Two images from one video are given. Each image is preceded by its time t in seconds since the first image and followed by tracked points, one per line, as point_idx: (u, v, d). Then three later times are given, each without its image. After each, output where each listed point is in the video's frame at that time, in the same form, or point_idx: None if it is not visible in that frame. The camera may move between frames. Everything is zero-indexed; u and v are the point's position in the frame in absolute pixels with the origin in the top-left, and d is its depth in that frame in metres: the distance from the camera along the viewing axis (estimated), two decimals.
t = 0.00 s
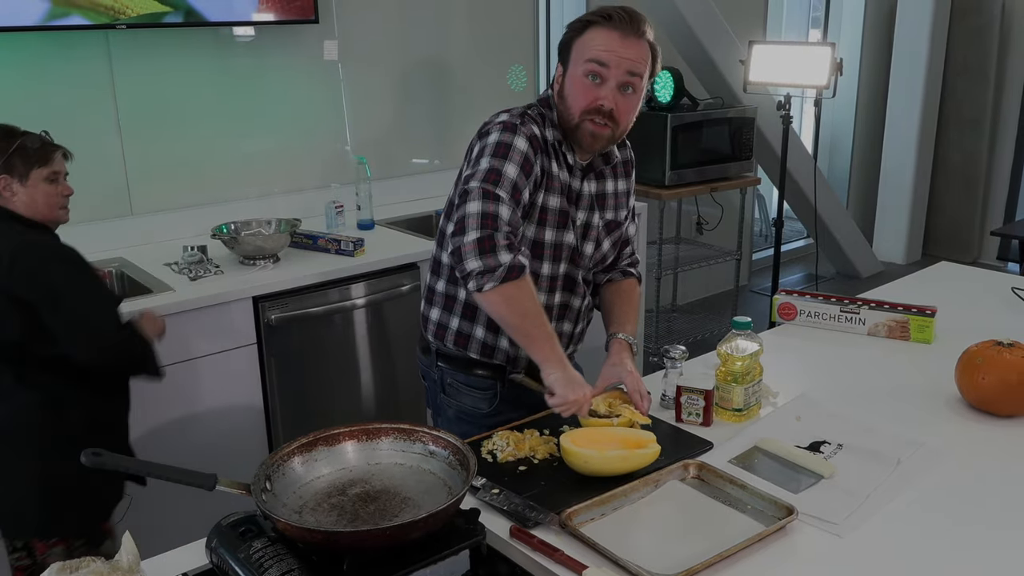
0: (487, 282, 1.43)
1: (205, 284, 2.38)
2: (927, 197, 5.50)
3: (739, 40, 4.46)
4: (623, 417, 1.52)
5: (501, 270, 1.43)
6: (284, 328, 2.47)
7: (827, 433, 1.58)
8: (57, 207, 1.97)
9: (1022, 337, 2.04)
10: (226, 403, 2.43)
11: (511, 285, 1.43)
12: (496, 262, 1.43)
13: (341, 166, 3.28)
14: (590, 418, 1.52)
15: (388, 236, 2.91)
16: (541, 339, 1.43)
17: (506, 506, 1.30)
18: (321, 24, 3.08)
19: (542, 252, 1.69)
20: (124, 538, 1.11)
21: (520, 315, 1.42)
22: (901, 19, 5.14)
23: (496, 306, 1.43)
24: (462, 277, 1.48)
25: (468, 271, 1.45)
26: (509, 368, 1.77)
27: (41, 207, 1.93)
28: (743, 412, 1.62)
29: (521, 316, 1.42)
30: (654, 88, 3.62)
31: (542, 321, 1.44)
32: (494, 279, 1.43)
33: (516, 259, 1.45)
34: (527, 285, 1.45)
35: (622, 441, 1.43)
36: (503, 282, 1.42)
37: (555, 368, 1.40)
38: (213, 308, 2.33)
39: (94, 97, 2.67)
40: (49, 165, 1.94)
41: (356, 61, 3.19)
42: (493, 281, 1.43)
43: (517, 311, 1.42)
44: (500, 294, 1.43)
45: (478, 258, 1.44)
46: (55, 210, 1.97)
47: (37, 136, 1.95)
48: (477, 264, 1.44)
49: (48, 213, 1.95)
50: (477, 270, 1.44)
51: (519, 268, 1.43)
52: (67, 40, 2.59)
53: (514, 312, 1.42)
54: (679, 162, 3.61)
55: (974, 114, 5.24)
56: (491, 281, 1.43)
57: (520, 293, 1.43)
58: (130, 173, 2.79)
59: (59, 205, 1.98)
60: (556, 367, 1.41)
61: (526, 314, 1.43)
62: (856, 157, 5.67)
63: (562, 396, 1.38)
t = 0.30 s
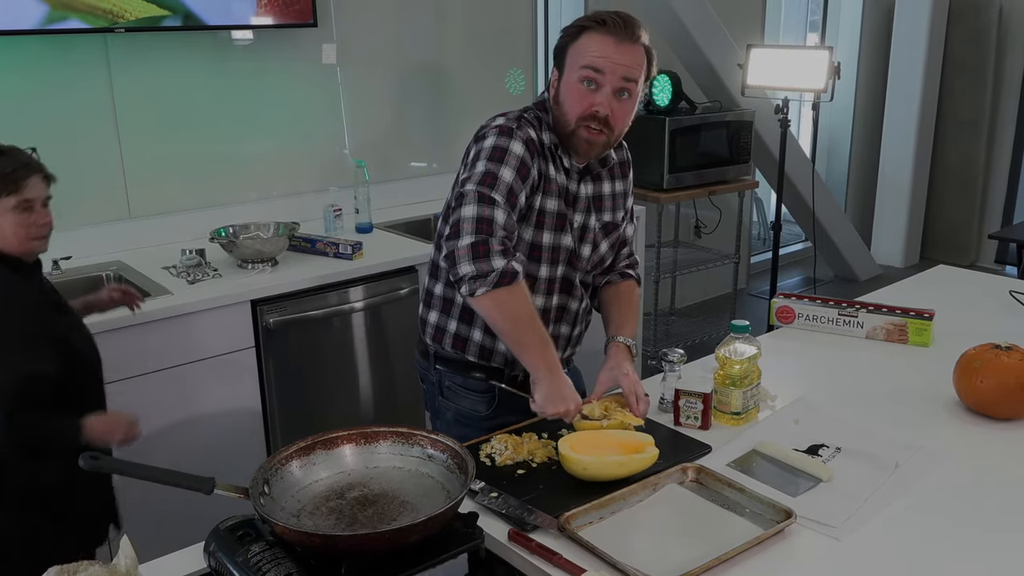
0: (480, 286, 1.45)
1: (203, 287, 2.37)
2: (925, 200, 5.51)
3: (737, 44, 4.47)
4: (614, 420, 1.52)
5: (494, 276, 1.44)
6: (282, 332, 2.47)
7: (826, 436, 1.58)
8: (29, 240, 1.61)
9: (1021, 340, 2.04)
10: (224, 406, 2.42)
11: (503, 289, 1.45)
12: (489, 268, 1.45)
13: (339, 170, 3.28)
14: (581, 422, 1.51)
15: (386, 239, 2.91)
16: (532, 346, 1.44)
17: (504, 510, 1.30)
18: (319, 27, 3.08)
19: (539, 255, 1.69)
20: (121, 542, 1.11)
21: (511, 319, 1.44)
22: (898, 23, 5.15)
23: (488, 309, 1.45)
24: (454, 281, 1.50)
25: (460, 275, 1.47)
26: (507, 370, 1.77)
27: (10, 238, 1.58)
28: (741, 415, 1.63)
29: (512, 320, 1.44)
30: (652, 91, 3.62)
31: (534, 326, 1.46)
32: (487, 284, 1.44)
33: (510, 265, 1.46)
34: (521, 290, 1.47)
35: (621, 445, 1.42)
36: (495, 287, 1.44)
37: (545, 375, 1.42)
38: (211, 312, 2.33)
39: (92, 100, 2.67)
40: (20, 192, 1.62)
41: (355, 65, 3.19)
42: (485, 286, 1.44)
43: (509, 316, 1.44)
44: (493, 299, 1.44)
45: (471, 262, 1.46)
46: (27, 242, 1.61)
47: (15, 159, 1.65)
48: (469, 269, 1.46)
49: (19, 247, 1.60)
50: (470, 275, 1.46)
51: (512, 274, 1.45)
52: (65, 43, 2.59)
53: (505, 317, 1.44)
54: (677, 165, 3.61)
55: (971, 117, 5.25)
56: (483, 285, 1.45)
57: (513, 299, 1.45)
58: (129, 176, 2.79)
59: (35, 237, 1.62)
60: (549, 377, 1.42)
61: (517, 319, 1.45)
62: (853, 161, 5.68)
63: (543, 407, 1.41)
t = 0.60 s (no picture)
0: (481, 284, 1.45)
1: (201, 290, 2.37)
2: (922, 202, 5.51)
3: (734, 45, 4.47)
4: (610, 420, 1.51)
5: (494, 273, 1.44)
6: (280, 333, 2.47)
7: (823, 438, 1.58)
8: None
9: (1018, 341, 2.05)
10: (222, 408, 2.42)
11: (503, 288, 1.45)
12: (490, 265, 1.45)
13: (337, 171, 3.28)
14: (577, 422, 1.50)
15: (384, 241, 2.91)
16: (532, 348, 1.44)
17: (502, 512, 1.30)
18: (316, 29, 3.08)
19: (535, 253, 1.70)
20: (119, 545, 1.11)
21: (511, 319, 1.44)
22: (895, 26, 5.16)
23: (488, 309, 1.44)
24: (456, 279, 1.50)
25: (461, 273, 1.47)
26: (505, 370, 1.76)
27: None
28: (739, 417, 1.63)
29: (511, 321, 1.44)
30: (649, 93, 3.62)
31: (533, 327, 1.45)
32: (488, 282, 1.45)
33: (511, 263, 1.46)
34: (521, 289, 1.47)
35: (619, 446, 1.43)
36: (495, 286, 1.44)
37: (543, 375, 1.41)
38: (209, 314, 2.33)
39: (89, 102, 2.67)
40: None
41: (352, 67, 3.19)
42: (486, 284, 1.45)
43: (510, 316, 1.44)
44: (493, 297, 1.44)
45: (472, 260, 1.46)
46: None
47: None
48: (471, 266, 1.46)
49: None
50: (471, 272, 1.46)
51: (513, 272, 1.45)
52: (62, 45, 2.59)
53: (504, 317, 1.44)
54: (675, 167, 3.62)
55: (968, 120, 5.26)
56: (484, 283, 1.45)
57: (513, 299, 1.45)
58: (126, 178, 2.78)
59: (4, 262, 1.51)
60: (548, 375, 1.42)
61: (517, 319, 1.44)
62: (850, 162, 5.69)
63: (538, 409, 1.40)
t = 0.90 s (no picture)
0: (488, 249, 1.39)
1: (201, 294, 2.37)
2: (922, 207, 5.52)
3: (734, 50, 4.48)
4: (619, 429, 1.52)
5: (499, 235, 1.39)
6: (280, 337, 2.47)
7: (823, 442, 1.58)
8: None
9: (1018, 346, 2.05)
10: (222, 412, 2.42)
11: (510, 250, 1.39)
12: (493, 229, 1.40)
13: (337, 175, 3.28)
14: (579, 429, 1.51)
15: (384, 246, 2.91)
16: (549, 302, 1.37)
17: (502, 517, 1.30)
18: (316, 34, 3.08)
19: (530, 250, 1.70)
20: (119, 549, 1.10)
21: (522, 279, 1.37)
22: (894, 31, 5.17)
23: (499, 273, 1.38)
24: (460, 250, 1.44)
25: (466, 241, 1.42)
26: (503, 372, 1.76)
27: None
28: (739, 421, 1.63)
29: (523, 279, 1.37)
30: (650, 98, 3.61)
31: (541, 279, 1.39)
32: (494, 247, 1.39)
33: (513, 224, 1.41)
34: (529, 251, 1.41)
35: (620, 452, 1.42)
36: (502, 248, 1.38)
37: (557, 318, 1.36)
38: (209, 318, 2.33)
39: (89, 105, 2.67)
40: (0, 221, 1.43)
41: (352, 72, 3.20)
42: (494, 248, 1.38)
43: (519, 275, 1.37)
44: (500, 263, 1.38)
45: (475, 227, 1.41)
46: None
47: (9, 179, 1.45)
48: (474, 233, 1.41)
49: None
50: (475, 239, 1.41)
51: (517, 233, 1.40)
52: (63, 49, 2.59)
53: (516, 276, 1.37)
54: (675, 171, 3.62)
55: (968, 124, 5.27)
56: (491, 248, 1.39)
57: (520, 259, 1.39)
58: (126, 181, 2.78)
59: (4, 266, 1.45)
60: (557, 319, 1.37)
61: (526, 275, 1.38)
62: (850, 167, 5.69)
63: (563, 360, 1.34)
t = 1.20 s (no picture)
0: (471, 224, 1.44)
1: (201, 294, 2.37)
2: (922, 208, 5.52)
3: (734, 51, 4.48)
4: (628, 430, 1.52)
5: (483, 211, 1.43)
6: (280, 338, 2.47)
7: (824, 443, 1.58)
8: (60, 258, 1.47)
9: (1018, 346, 2.05)
10: (222, 413, 2.42)
11: (495, 225, 1.44)
12: (477, 204, 1.45)
13: (338, 176, 3.28)
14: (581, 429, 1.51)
15: (384, 246, 2.90)
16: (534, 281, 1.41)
17: (503, 517, 1.30)
18: (317, 35, 3.08)
19: (532, 248, 1.70)
20: (119, 550, 1.10)
21: (508, 254, 1.42)
22: (894, 32, 5.17)
23: (485, 249, 1.42)
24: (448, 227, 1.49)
25: (451, 217, 1.47)
26: (504, 371, 1.75)
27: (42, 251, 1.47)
28: (739, 422, 1.63)
29: (509, 254, 1.42)
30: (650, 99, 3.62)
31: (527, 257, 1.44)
32: (477, 222, 1.43)
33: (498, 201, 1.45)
34: (513, 230, 1.46)
35: (620, 452, 1.42)
36: (486, 223, 1.43)
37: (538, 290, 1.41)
38: (210, 318, 2.33)
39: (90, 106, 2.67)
40: (68, 211, 1.44)
41: (353, 73, 3.20)
42: (478, 223, 1.43)
43: (505, 250, 1.42)
44: (484, 238, 1.43)
45: (459, 202, 1.47)
46: (56, 260, 1.47)
47: (77, 171, 1.45)
48: (459, 208, 1.46)
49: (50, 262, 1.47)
50: (460, 215, 1.46)
51: (501, 208, 1.44)
52: (64, 50, 2.59)
53: (501, 251, 1.42)
54: (675, 172, 3.62)
55: (968, 124, 5.27)
56: (474, 223, 1.44)
57: (505, 235, 1.44)
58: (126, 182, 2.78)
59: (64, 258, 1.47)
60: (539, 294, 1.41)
61: (511, 252, 1.43)
62: (850, 168, 5.69)
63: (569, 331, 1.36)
